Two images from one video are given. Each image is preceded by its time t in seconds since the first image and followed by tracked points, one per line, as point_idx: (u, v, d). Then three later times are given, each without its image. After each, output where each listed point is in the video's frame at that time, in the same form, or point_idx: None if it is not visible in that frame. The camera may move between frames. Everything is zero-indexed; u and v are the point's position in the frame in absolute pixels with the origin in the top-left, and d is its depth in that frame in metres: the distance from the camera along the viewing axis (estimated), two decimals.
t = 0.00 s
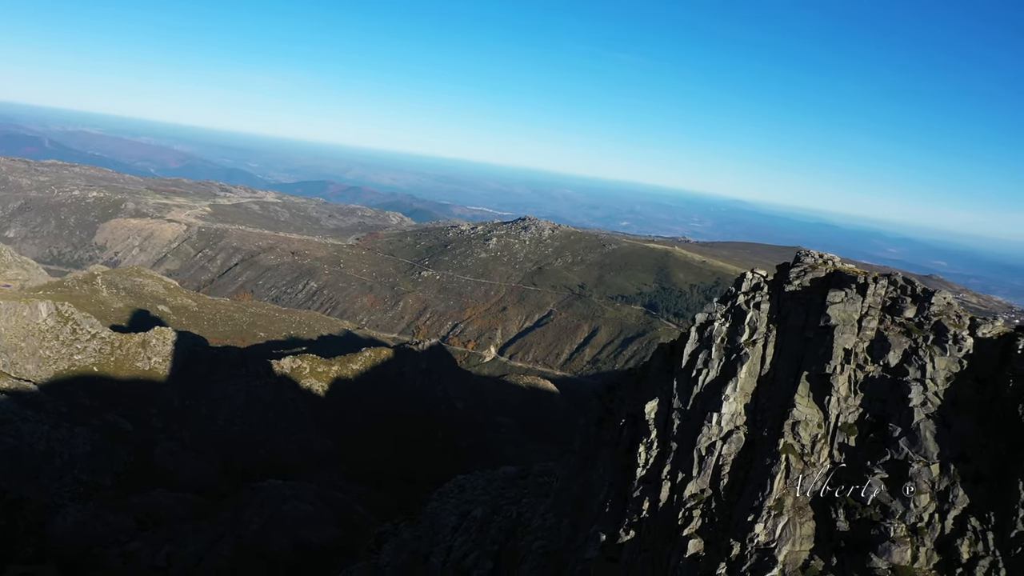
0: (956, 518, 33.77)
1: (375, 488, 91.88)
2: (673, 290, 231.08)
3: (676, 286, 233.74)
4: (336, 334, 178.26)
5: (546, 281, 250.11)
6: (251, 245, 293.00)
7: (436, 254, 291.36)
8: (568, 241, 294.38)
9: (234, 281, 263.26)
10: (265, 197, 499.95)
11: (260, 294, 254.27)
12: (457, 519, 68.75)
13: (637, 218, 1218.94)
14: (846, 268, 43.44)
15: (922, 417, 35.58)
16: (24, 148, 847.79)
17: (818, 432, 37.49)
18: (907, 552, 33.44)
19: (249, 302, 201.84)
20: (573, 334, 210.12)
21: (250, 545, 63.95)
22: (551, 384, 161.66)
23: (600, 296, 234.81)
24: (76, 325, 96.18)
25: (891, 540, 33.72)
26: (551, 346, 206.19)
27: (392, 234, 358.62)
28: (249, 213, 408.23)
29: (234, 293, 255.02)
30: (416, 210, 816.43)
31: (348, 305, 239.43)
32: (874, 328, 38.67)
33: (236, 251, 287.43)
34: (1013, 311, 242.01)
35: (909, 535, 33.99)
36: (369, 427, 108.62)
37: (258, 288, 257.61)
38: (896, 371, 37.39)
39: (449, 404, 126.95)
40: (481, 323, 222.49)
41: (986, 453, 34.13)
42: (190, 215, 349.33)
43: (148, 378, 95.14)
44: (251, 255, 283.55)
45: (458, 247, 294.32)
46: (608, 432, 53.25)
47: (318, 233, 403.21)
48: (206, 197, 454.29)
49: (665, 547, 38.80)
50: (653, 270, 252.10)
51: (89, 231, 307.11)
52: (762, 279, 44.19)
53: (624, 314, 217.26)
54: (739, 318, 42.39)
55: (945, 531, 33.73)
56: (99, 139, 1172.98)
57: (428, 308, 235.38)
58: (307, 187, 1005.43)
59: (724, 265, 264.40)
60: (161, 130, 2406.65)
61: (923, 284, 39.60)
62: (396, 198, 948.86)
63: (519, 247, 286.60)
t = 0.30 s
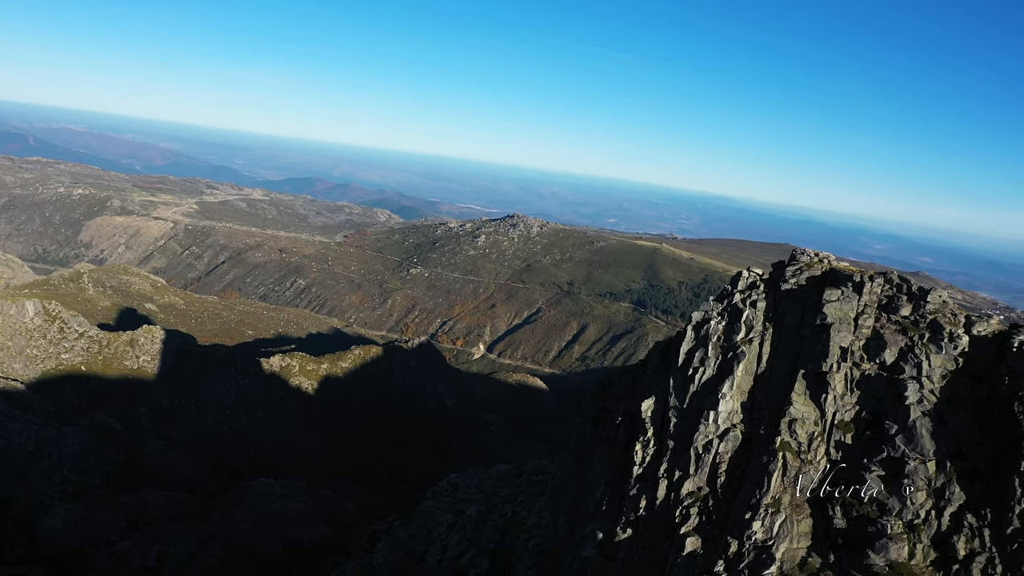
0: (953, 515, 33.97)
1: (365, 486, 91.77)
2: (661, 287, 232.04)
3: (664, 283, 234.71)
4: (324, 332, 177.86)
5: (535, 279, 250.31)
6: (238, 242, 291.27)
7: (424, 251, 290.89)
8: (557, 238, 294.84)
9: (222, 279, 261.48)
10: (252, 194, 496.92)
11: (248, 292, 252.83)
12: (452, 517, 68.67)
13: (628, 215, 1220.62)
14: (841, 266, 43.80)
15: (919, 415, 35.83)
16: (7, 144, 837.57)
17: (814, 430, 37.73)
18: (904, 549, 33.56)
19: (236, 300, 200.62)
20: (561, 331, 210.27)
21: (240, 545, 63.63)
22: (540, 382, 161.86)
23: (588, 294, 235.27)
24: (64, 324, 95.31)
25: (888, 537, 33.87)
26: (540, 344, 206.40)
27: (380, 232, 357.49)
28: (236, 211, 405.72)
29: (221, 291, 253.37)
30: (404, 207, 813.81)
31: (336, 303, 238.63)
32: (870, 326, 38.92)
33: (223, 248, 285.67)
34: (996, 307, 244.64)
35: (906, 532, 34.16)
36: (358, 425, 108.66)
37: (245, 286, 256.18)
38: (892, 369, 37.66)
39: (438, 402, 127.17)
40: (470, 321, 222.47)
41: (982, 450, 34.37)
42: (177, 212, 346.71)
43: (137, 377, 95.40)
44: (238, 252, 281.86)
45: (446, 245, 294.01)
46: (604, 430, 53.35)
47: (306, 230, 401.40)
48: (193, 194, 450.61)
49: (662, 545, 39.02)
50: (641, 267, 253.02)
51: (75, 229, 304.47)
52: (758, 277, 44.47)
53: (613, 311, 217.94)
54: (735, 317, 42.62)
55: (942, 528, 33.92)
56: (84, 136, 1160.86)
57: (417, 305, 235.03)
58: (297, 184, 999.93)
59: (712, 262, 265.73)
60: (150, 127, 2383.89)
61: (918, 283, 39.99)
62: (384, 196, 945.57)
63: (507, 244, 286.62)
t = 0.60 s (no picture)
0: (949, 512, 34.32)
1: (354, 484, 91.60)
2: (649, 284, 233.03)
3: (652, 280, 235.79)
4: (312, 330, 177.31)
5: (524, 276, 250.45)
6: (225, 240, 289.52)
7: (412, 249, 290.34)
8: (545, 236, 295.24)
9: (208, 276, 259.64)
10: (239, 192, 493.87)
11: (235, 289, 251.26)
12: (447, 516, 68.61)
13: (618, 213, 1224.08)
14: (836, 265, 44.09)
15: (915, 412, 36.09)
16: None
17: (810, 428, 38.05)
18: (901, 546, 33.90)
19: (223, 298, 199.39)
20: (550, 328, 210.51)
21: (231, 544, 63.37)
22: (529, 379, 162.08)
23: (577, 291, 235.78)
24: (51, 322, 94.39)
25: (885, 534, 34.16)
26: (529, 341, 206.58)
27: (368, 229, 356.15)
28: (223, 208, 402.94)
29: (208, 289, 251.53)
30: (392, 204, 811.41)
31: (324, 300, 237.80)
32: (866, 325, 39.25)
33: (209, 246, 283.77)
34: (979, 303, 247.62)
35: (903, 529, 34.47)
36: (349, 423, 108.63)
37: (233, 284, 254.64)
38: (888, 366, 37.96)
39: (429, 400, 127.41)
40: (458, 318, 222.41)
41: (978, 447, 34.68)
42: (163, 210, 344.04)
43: (125, 376, 94.72)
44: (225, 250, 280.04)
45: (435, 242, 293.53)
46: (600, 429, 53.48)
47: (293, 228, 399.75)
48: (179, 192, 447.54)
49: (658, 543, 39.21)
50: (629, 265, 253.98)
51: (60, 227, 301.59)
52: (754, 276, 44.64)
53: (601, 308, 218.56)
54: (731, 315, 42.85)
55: (938, 524, 34.28)
56: (69, 133, 1147.54)
57: (405, 303, 234.61)
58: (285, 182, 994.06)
59: (699, 259, 267.13)
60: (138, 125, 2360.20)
61: (914, 281, 40.28)
62: (373, 193, 942.41)
63: (496, 242, 286.57)
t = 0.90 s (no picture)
0: (944, 508, 34.73)
1: (344, 482, 91.11)
2: (637, 281, 234.18)
3: (640, 278, 237.03)
4: (300, 328, 176.60)
5: (512, 273, 250.65)
6: (212, 237, 287.63)
7: (400, 246, 289.81)
8: (533, 233, 295.67)
9: (195, 274, 257.74)
10: (225, 189, 490.62)
11: (222, 287, 249.70)
12: (442, 515, 68.05)
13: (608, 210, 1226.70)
14: (831, 263, 44.30)
15: (910, 410, 36.42)
16: None
17: (807, 425, 38.32)
18: (898, 542, 34.32)
19: (209, 296, 198.18)
20: (538, 326, 210.87)
21: (222, 544, 63.02)
22: (518, 376, 161.97)
23: (565, 288, 236.31)
24: (37, 321, 93.32)
25: (882, 530, 34.57)
26: (517, 338, 206.66)
27: (356, 227, 355.29)
28: (209, 206, 399.85)
29: (194, 287, 249.72)
30: (380, 202, 809.43)
31: (312, 298, 236.81)
32: (862, 323, 39.48)
33: (196, 243, 281.68)
34: (959, 298, 251.19)
35: (900, 525, 34.87)
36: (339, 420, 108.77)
37: (219, 281, 252.85)
38: (883, 364, 38.27)
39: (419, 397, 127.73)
40: (447, 316, 222.21)
41: (973, 444, 35.05)
42: (148, 207, 341.06)
43: (113, 374, 93.64)
44: (212, 248, 278.19)
45: (423, 239, 293.04)
46: (596, 426, 53.63)
47: (280, 225, 397.93)
48: (164, 189, 444.09)
49: (656, 540, 39.47)
50: (617, 262, 255.16)
51: (44, 224, 298.39)
52: (749, 274, 44.71)
53: (589, 305, 219.22)
54: (727, 313, 42.91)
55: (934, 521, 34.70)
56: (53, 130, 1133.97)
57: (394, 300, 234.12)
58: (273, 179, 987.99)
59: (686, 256, 268.57)
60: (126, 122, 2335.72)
61: (909, 279, 40.38)
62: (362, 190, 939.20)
63: (484, 239, 286.53)
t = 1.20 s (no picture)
0: (941, 505, 34.86)
1: (333, 481, 90.71)
2: (625, 279, 235.17)
3: (628, 275, 238.07)
4: (289, 326, 175.88)
5: (500, 270, 250.60)
6: (198, 235, 285.55)
7: (388, 243, 289.05)
8: (521, 230, 295.91)
9: (181, 272, 255.32)
10: (212, 186, 487.04)
11: (209, 285, 247.61)
12: (437, 513, 67.27)
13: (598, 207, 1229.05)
14: (826, 261, 44.49)
15: (906, 407, 36.66)
16: None
17: (803, 423, 38.51)
18: (894, 539, 34.50)
19: (196, 294, 196.54)
20: (527, 323, 210.89)
21: (212, 543, 62.41)
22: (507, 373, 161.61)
23: (554, 285, 236.60)
24: (23, 320, 92.33)
25: (878, 527, 34.82)
26: (506, 335, 206.55)
27: (343, 224, 353.46)
28: (195, 203, 396.34)
29: (180, 285, 247.45)
30: (368, 200, 806.68)
31: (299, 296, 235.59)
32: (857, 320, 39.75)
33: (183, 241, 279.43)
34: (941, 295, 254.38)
35: (896, 522, 35.03)
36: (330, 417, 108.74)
37: (206, 279, 251.08)
38: (879, 362, 38.62)
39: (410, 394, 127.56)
40: (435, 313, 221.86)
41: (968, 441, 35.26)
42: (134, 205, 337.98)
43: (99, 373, 92.68)
44: (198, 245, 275.85)
45: (411, 236, 292.30)
46: (591, 425, 53.71)
47: (267, 222, 395.60)
48: (150, 186, 440.03)
49: (653, 538, 39.77)
50: (606, 260, 256.10)
51: (28, 222, 294.96)
52: (745, 272, 44.83)
53: (578, 302, 219.73)
54: (722, 312, 43.13)
55: (930, 517, 34.87)
56: (36, 127, 1119.24)
57: (382, 298, 233.55)
58: (261, 177, 981.19)
59: (673, 253, 269.96)
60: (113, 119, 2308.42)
61: (904, 277, 40.50)
62: (350, 187, 935.29)
63: (472, 236, 286.31)
